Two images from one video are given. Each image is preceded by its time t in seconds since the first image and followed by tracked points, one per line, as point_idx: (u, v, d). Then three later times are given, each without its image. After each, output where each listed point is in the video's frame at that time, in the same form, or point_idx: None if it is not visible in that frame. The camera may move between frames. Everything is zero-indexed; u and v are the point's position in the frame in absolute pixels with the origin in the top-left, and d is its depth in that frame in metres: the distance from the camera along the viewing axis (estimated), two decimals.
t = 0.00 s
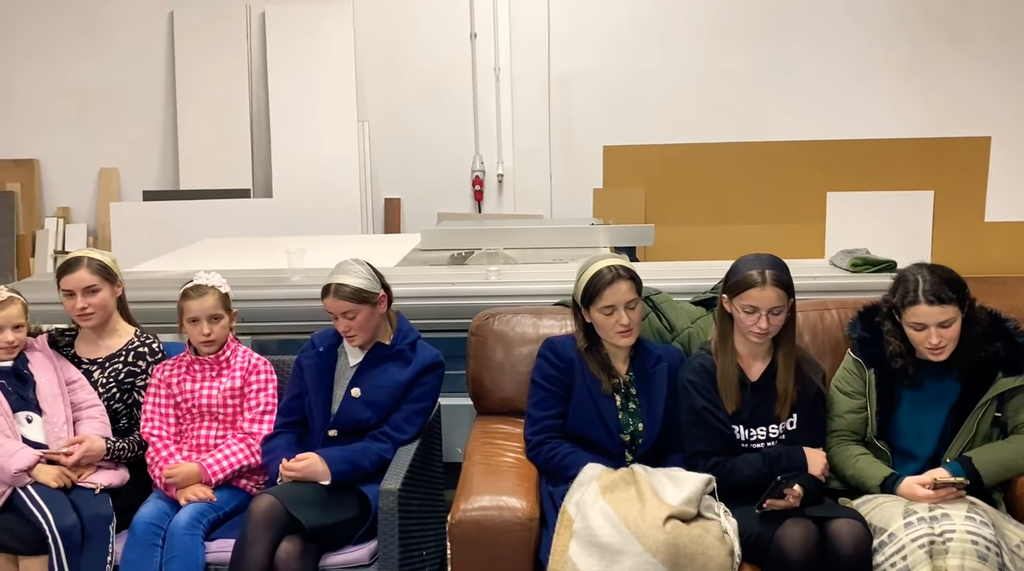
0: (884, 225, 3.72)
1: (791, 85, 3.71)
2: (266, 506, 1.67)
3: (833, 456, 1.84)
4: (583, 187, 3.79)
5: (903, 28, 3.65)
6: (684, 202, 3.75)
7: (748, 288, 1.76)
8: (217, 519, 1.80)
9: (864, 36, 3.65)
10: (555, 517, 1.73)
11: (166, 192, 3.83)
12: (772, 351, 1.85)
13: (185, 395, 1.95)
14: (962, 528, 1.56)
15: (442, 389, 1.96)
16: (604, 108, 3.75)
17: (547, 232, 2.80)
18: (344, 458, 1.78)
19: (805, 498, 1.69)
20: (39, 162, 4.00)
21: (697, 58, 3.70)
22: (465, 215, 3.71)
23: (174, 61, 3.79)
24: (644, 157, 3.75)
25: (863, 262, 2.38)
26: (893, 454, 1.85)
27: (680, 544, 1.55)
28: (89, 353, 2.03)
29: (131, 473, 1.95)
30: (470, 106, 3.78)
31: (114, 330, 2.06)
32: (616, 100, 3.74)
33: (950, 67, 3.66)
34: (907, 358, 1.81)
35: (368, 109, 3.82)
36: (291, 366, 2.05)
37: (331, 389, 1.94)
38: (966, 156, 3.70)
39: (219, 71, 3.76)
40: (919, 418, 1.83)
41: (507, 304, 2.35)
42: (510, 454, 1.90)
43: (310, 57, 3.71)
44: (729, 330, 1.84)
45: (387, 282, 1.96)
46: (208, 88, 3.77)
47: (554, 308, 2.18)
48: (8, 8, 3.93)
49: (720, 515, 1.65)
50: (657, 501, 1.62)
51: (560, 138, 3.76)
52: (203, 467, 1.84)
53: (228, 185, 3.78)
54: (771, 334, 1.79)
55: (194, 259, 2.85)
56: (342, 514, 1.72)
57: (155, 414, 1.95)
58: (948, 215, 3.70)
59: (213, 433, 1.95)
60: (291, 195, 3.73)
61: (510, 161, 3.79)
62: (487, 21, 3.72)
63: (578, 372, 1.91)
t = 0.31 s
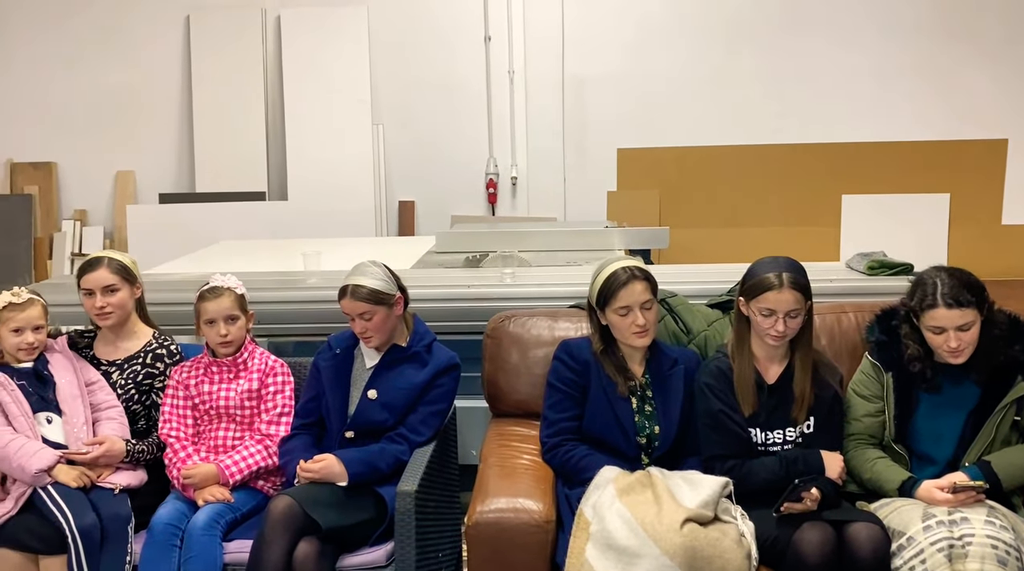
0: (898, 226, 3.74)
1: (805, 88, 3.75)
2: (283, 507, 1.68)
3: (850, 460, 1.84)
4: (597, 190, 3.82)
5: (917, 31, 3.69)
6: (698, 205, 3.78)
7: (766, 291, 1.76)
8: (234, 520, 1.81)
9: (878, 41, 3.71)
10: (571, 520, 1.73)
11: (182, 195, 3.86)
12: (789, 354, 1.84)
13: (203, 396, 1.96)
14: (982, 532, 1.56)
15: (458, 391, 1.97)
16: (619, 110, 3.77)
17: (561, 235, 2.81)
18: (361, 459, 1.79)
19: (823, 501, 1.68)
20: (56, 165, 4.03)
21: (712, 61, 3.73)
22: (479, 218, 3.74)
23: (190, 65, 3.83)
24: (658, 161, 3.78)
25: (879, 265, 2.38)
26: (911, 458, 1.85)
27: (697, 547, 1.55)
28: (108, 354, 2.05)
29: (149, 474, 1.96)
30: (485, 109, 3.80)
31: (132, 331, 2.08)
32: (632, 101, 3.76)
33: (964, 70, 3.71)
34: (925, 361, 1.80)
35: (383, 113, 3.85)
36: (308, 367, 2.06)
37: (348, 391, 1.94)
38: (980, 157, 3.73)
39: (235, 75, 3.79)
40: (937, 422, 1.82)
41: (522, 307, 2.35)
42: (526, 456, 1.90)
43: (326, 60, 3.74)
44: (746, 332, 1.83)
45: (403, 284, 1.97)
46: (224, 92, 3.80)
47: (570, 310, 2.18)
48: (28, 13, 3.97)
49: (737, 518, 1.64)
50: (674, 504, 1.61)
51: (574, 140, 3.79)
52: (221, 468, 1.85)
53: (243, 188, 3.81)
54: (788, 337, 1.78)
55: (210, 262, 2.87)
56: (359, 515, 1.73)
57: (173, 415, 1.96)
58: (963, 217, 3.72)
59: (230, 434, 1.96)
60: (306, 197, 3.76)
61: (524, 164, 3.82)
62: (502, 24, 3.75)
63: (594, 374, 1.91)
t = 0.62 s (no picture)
0: (912, 229, 3.73)
1: (818, 90, 3.75)
2: (300, 508, 1.68)
3: (866, 463, 1.83)
4: (610, 193, 3.83)
5: (931, 32, 3.68)
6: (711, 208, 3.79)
7: (780, 293, 1.76)
8: (251, 521, 1.82)
9: (893, 42, 3.70)
10: (587, 522, 1.73)
11: (197, 198, 3.89)
12: (805, 356, 1.84)
13: (220, 398, 1.98)
14: (1000, 535, 1.55)
15: (473, 393, 1.97)
16: (631, 112, 3.78)
17: (574, 237, 2.81)
18: (377, 461, 1.80)
19: (839, 504, 1.68)
20: (72, 168, 4.07)
21: (725, 63, 3.74)
22: (492, 221, 3.75)
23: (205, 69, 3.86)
24: (671, 164, 3.79)
25: (895, 268, 2.37)
26: (927, 461, 1.84)
27: (713, 550, 1.55)
28: (126, 355, 2.07)
29: (166, 475, 1.97)
30: (497, 112, 3.82)
31: (150, 333, 2.09)
32: (645, 104, 3.78)
33: (979, 71, 3.70)
34: (942, 364, 1.79)
35: (396, 116, 3.87)
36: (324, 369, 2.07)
37: (364, 393, 1.95)
38: (995, 159, 3.71)
39: (249, 77, 3.82)
40: (954, 425, 1.81)
41: (536, 309, 2.36)
42: (541, 458, 1.90)
43: (340, 63, 3.76)
44: (761, 334, 1.83)
45: (418, 285, 1.97)
46: (239, 95, 3.82)
47: (584, 313, 2.18)
48: (46, 17, 4.00)
49: (753, 521, 1.64)
50: (689, 507, 1.61)
51: (587, 143, 3.81)
52: (238, 469, 1.86)
53: (258, 191, 3.84)
54: (804, 339, 1.78)
55: (225, 264, 2.89)
56: (376, 516, 1.74)
57: (190, 416, 1.98)
58: (978, 219, 3.71)
59: (247, 435, 1.97)
60: (320, 200, 3.79)
61: (536, 167, 3.84)
62: (515, 28, 3.77)
63: (609, 377, 1.91)
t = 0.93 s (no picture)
0: (927, 231, 3.72)
1: (832, 92, 3.74)
2: (318, 510, 1.69)
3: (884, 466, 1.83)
4: (623, 196, 3.84)
5: (946, 34, 3.67)
6: (724, 210, 3.79)
7: (796, 294, 1.76)
8: (269, 522, 1.84)
9: (907, 45, 3.69)
10: (604, 524, 1.74)
11: (212, 200, 3.91)
12: (821, 358, 1.84)
13: (238, 399, 1.99)
14: (1019, 538, 1.56)
15: (489, 395, 1.98)
16: (644, 115, 3.79)
17: (588, 240, 2.82)
18: (395, 462, 1.81)
19: (857, 507, 1.69)
20: (88, 171, 4.10)
21: (738, 66, 3.74)
22: (505, 223, 3.76)
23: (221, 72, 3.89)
24: (683, 167, 3.80)
25: (910, 270, 2.37)
26: (945, 465, 1.84)
27: (730, 556, 1.55)
28: (145, 357, 2.09)
29: (185, 476, 1.99)
30: (510, 116, 3.84)
31: (169, 335, 2.11)
32: (658, 107, 3.78)
33: (994, 73, 3.69)
34: (959, 367, 1.79)
35: (410, 119, 3.89)
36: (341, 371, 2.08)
37: (381, 394, 1.96)
38: (1010, 162, 3.70)
39: (264, 80, 3.84)
40: (972, 428, 1.80)
41: (551, 312, 2.36)
42: (557, 460, 1.91)
43: (354, 67, 3.78)
44: (777, 336, 1.83)
45: (434, 287, 1.99)
46: (254, 98, 3.85)
47: (600, 315, 2.19)
48: (64, 21, 4.04)
49: (770, 524, 1.64)
50: (706, 513, 1.61)
51: (600, 146, 3.82)
52: (256, 470, 1.87)
53: (272, 194, 3.86)
54: (820, 340, 1.78)
55: (241, 267, 2.90)
56: (393, 517, 1.74)
57: (208, 417, 1.99)
58: (993, 222, 3.70)
59: (265, 436, 1.98)
60: (334, 202, 3.81)
61: (550, 170, 3.85)
62: (528, 30, 3.78)
63: (625, 379, 1.91)
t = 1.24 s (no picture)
0: (937, 233, 3.71)
1: (842, 94, 3.74)
2: (331, 510, 1.70)
3: (896, 468, 1.83)
4: (633, 198, 3.85)
5: (957, 36, 3.66)
6: (733, 213, 3.80)
7: (807, 296, 1.76)
8: (282, 522, 1.84)
9: (917, 46, 3.69)
10: (616, 525, 1.74)
11: (222, 203, 3.93)
12: (833, 360, 1.84)
13: (250, 400, 2.00)
14: None
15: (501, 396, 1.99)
16: (653, 118, 3.80)
17: (599, 242, 2.82)
18: (408, 463, 1.81)
19: (869, 508, 1.69)
20: (100, 174, 4.13)
21: (748, 69, 3.74)
22: (515, 225, 3.77)
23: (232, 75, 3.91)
24: (693, 169, 3.81)
25: (922, 272, 2.36)
26: (958, 467, 1.83)
27: (742, 560, 1.54)
28: (159, 357, 2.10)
29: (198, 476, 2.00)
30: (520, 119, 3.85)
31: (182, 336, 2.12)
32: (667, 109, 3.79)
33: (1006, 74, 3.68)
34: (972, 369, 1.79)
35: (419, 121, 3.90)
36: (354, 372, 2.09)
37: (393, 396, 1.97)
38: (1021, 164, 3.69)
39: (275, 82, 3.86)
40: (985, 430, 1.80)
41: (562, 313, 2.37)
42: (569, 461, 1.91)
43: (364, 69, 3.80)
44: (789, 338, 1.83)
45: (446, 288, 1.99)
46: (265, 101, 3.87)
47: (611, 317, 2.19)
48: (76, 24, 4.07)
49: (783, 526, 1.64)
50: (718, 515, 1.61)
51: (610, 149, 3.82)
52: (268, 470, 1.88)
53: (283, 196, 3.88)
54: (831, 342, 1.78)
55: (252, 268, 2.92)
56: (406, 518, 1.75)
57: (221, 418, 2.00)
58: (1003, 225, 3.70)
59: (277, 437, 1.99)
60: (344, 205, 3.82)
61: (559, 172, 3.86)
62: (538, 33, 3.79)
63: (637, 380, 1.91)
